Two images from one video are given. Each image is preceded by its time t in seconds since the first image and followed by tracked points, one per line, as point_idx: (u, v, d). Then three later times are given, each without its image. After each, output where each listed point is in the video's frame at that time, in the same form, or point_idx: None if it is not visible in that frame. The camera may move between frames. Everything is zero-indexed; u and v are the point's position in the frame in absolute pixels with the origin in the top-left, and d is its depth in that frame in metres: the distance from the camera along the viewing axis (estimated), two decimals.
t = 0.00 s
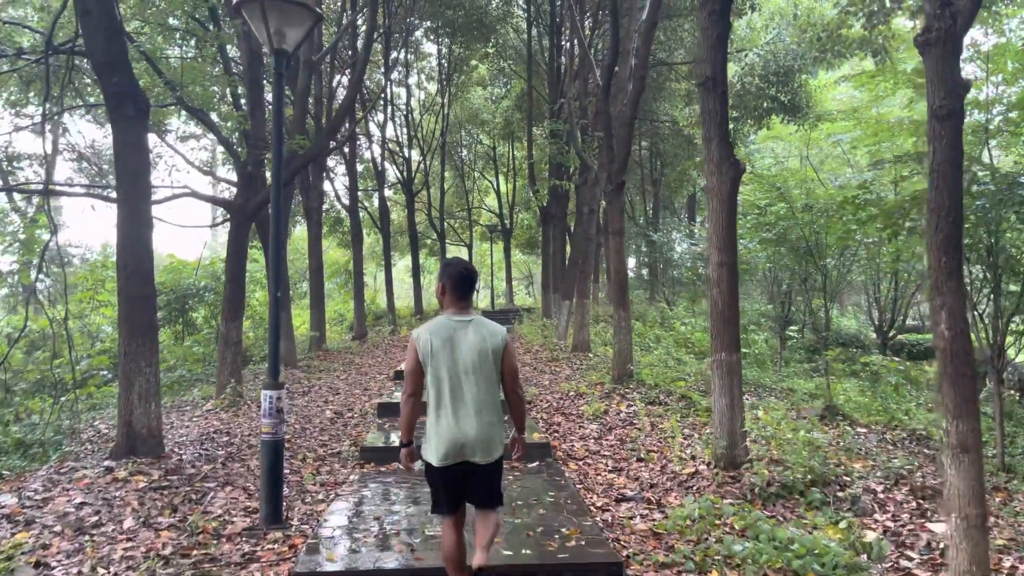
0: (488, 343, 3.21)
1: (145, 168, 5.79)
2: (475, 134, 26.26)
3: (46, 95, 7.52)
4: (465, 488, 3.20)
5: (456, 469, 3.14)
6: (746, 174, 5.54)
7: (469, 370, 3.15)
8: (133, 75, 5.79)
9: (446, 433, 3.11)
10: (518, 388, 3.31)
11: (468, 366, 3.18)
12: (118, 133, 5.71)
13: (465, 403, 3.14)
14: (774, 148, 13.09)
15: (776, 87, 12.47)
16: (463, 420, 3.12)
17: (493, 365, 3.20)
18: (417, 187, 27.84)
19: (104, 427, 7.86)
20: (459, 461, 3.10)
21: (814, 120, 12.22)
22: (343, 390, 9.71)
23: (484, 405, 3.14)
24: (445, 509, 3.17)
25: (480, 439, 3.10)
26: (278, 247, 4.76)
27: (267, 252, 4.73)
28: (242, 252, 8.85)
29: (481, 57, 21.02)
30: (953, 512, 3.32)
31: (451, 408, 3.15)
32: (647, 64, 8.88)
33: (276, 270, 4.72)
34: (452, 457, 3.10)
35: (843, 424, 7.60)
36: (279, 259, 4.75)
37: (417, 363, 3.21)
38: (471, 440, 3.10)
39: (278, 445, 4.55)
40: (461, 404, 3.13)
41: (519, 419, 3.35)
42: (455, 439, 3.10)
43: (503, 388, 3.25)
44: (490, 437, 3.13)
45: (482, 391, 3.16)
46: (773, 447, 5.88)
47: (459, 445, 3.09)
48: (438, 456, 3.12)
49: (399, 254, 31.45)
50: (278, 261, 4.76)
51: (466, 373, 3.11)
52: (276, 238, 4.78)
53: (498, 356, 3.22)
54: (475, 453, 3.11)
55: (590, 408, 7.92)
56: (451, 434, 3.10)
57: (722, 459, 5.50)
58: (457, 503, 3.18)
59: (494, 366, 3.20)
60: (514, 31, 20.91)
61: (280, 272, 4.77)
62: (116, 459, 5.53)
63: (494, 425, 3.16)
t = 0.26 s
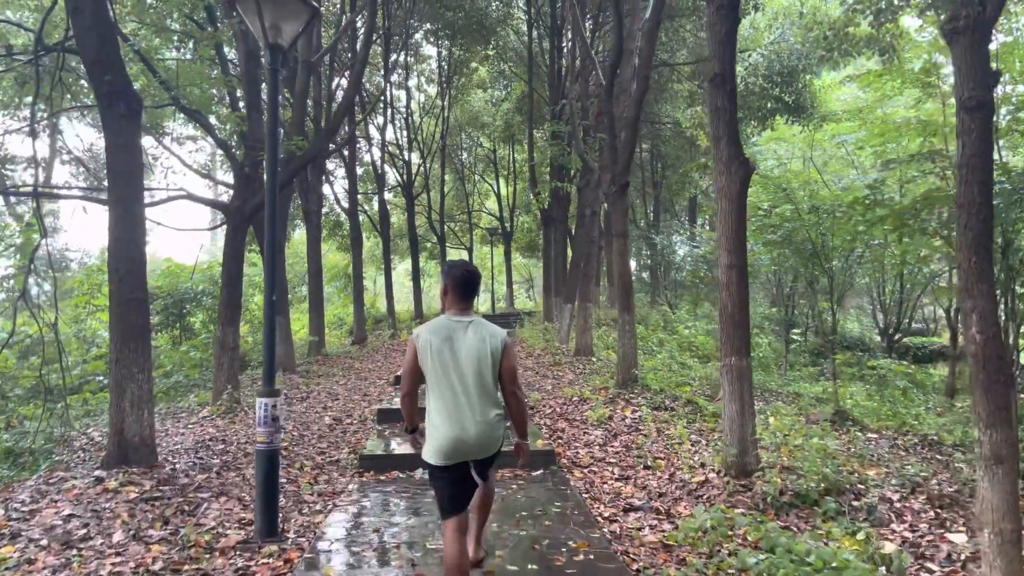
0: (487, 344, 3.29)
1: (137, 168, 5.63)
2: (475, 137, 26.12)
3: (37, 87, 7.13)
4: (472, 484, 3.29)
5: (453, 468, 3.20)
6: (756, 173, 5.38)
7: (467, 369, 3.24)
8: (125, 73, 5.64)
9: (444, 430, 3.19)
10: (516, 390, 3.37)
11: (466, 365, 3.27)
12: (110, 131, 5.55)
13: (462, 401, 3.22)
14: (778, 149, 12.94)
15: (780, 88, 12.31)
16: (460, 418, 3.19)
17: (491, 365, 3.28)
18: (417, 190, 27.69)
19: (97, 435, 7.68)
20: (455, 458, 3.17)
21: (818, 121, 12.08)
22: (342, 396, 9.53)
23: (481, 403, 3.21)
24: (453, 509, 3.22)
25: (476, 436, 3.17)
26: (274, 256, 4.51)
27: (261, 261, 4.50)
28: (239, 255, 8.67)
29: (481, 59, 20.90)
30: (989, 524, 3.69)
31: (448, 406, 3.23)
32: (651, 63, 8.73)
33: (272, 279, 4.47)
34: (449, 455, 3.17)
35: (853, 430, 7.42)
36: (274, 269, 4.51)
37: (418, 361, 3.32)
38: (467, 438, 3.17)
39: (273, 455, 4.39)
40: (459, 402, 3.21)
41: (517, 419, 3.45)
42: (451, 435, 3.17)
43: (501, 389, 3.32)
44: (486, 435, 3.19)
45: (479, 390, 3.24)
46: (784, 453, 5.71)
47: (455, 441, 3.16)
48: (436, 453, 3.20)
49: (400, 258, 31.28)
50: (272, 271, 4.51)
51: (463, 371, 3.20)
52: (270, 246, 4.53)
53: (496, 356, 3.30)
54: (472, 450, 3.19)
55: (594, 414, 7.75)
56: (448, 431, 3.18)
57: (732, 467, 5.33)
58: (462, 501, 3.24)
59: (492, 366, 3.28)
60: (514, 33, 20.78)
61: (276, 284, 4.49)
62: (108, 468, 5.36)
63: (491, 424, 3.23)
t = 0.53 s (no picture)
0: (490, 343, 3.16)
1: (125, 164, 5.44)
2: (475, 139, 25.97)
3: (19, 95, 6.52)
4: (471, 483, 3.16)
5: (446, 468, 3.07)
6: (764, 168, 5.19)
7: (467, 366, 3.12)
8: (113, 68, 5.46)
9: (440, 431, 3.07)
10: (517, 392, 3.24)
11: (466, 362, 3.15)
12: (95, 126, 5.35)
13: (461, 401, 3.10)
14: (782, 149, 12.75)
15: (784, 87, 12.14)
16: (458, 419, 3.07)
17: (491, 363, 3.16)
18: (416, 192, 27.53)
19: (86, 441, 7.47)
20: (450, 457, 3.04)
21: (822, 120, 11.90)
22: (339, 400, 9.33)
23: (478, 403, 3.09)
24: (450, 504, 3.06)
25: (474, 437, 3.04)
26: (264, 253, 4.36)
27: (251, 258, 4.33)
28: (232, 256, 8.47)
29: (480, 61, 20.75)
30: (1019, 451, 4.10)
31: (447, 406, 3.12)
32: (654, 59, 8.56)
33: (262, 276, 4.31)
34: (443, 453, 3.05)
35: (863, 434, 7.22)
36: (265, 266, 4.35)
37: (418, 358, 3.22)
38: (462, 437, 3.05)
39: (265, 462, 4.17)
40: (456, 400, 3.09)
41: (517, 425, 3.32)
42: (448, 436, 3.05)
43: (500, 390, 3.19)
44: (485, 437, 3.06)
45: (479, 390, 3.12)
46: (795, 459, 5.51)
47: (452, 442, 3.03)
48: (430, 452, 3.09)
49: (399, 261, 31.08)
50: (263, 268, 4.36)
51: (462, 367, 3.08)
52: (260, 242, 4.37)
53: (497, 355, 3.17)
54: (469, 452, 3.06)
55: (597, 418, 7.55)
56: (443, 428, 3.06)
57: (742, 473, 5.13)
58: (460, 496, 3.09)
59: (493, 365, 3.16)
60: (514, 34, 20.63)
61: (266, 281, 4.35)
62: (92, 476, 5.15)
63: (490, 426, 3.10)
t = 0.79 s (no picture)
0: (487, 330, 3.35)
1: (109, 162, 5.25)
2: (473, 141, 25.77)
3: None
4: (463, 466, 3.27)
5: (445, 450, 3.21)
6: (773, 167, 5.00)
7: (468, 351, 3.30)
8: (97, 63, 5.27)
9: (439, 413, 3.23)
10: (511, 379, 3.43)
11: (466, 348, 3.32)
12: (77, 122, 5.15)
13: (459, 384, 3.26)
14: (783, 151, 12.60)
15: (787, 87, 11.98)
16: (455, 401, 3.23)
17: (490, 350, 3.34)
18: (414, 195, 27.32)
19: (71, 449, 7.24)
20: (448, 440, 3.19)
21: (825, 121, 11.74)
22: (333, 406, 9.12)
23: (478, 387, 3.27)
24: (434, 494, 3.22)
25: (471, 419, 3.20)
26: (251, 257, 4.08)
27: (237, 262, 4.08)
28: (223, 258, 8.25)
29: (478, 62, 20.58)
30: None
31: (445, 389, 3.27)
32: (656, 57, 8.37)
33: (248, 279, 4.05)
34: (442, 436, 3.19)
35: (872, 441, 7.02)
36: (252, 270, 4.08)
37: (418, 343, 3.37)
38: (462, 421, 3.20)
39: (252, 472, 3.95)
40: (457, 384, 3.25)
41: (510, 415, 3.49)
42: (445, 417, 3.21)
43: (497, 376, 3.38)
44: (481, 420, 3.22)
45: (476, 374, 3.28)
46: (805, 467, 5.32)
47: (450, 423, 3.18)
48: (428, 434, 3.23)
49: (396, 264, 30.84)
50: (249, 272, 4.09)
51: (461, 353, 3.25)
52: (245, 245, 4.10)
53: (495, 342, 3.35)
54: (465, 435, 3.21)
55: (598, 424, 7.35)
56: (443, 412, 3.21)
57: (751, 484, 4.92)
58: (444, 487, 3.25)
59: (491, 351, 3.34)
60: (512, 36, 20.47)
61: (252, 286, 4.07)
62: (73, 488, 4.94)
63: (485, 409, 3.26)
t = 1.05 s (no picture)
0: (482, 326, 3.50)
1: (93, 164, 5.06)
2: (471, 144, 25.61)
3: None
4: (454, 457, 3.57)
5: (445, 444, 3.42)
6: (781, 169, 4.83)
7: (464, 350, 3.46)
8: (82, 60, 5.09)
9: (436, 407, 3.42)
10: (505, 372, 3.62)
11: (462, 346, 3.48)
12: (61, 122, 4.97)
13: (455, 380, 3.45)
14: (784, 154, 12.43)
15: (789, 89, 11.83)
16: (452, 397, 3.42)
17: (485, 348, 3.49)
18: (412, 198, 27.13)
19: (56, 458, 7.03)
20: (447, 435, 3.39)
21: (828, 123, 11.57)
22: (328, 413, 8.92)
23: (474, 384, 3.45)
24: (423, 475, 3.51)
25: (467, 415, 3.40)
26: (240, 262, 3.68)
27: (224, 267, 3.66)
28: (215, 262, 8.05)
29: (476, 64, 20.42)
30: None
31: (443, 385, 3.46)
32: (658, 57, 8.20)
33: (235, 288, 3.77)
34: (442, 431, 3.39)
35: (880, 451, 6.83)
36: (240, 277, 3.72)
37: (415, 340, 3.51)
38: (460, 417, 3.40)
39: (238, 487, 3.74)
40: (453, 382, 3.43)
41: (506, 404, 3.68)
42: (443, 412, 3.41)
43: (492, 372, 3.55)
44: (476, 415, 3.41)
45: (471, 370, 3.46)
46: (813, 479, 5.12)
47: (447, 418, 3.38)
48: (427, 428, 3.43)
49: (394, 268, 30.62)
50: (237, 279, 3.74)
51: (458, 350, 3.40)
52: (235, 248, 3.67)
53: (490, 340, 3.51)
54: (461, 429, 3.40)
55: (599, 433, 7.16)
56: (441, 408, 3.40)
57: (759, 497, 4.74)
58: (435, 472, 3.51)
59: (486, 349, 3.50)
60: (511, 38, 20.34)
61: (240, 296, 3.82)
62: (54, 502, 4.74)
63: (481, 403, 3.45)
